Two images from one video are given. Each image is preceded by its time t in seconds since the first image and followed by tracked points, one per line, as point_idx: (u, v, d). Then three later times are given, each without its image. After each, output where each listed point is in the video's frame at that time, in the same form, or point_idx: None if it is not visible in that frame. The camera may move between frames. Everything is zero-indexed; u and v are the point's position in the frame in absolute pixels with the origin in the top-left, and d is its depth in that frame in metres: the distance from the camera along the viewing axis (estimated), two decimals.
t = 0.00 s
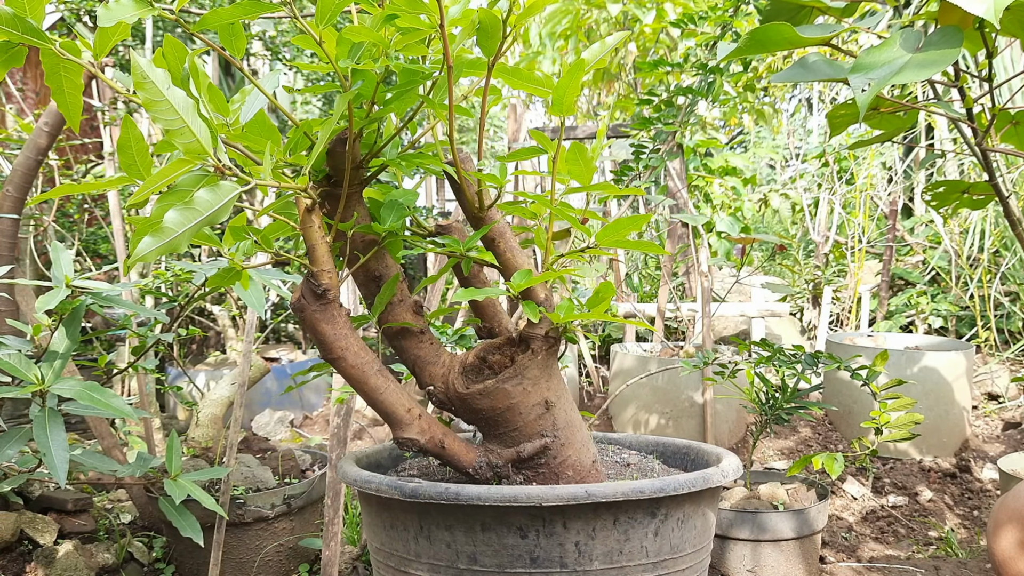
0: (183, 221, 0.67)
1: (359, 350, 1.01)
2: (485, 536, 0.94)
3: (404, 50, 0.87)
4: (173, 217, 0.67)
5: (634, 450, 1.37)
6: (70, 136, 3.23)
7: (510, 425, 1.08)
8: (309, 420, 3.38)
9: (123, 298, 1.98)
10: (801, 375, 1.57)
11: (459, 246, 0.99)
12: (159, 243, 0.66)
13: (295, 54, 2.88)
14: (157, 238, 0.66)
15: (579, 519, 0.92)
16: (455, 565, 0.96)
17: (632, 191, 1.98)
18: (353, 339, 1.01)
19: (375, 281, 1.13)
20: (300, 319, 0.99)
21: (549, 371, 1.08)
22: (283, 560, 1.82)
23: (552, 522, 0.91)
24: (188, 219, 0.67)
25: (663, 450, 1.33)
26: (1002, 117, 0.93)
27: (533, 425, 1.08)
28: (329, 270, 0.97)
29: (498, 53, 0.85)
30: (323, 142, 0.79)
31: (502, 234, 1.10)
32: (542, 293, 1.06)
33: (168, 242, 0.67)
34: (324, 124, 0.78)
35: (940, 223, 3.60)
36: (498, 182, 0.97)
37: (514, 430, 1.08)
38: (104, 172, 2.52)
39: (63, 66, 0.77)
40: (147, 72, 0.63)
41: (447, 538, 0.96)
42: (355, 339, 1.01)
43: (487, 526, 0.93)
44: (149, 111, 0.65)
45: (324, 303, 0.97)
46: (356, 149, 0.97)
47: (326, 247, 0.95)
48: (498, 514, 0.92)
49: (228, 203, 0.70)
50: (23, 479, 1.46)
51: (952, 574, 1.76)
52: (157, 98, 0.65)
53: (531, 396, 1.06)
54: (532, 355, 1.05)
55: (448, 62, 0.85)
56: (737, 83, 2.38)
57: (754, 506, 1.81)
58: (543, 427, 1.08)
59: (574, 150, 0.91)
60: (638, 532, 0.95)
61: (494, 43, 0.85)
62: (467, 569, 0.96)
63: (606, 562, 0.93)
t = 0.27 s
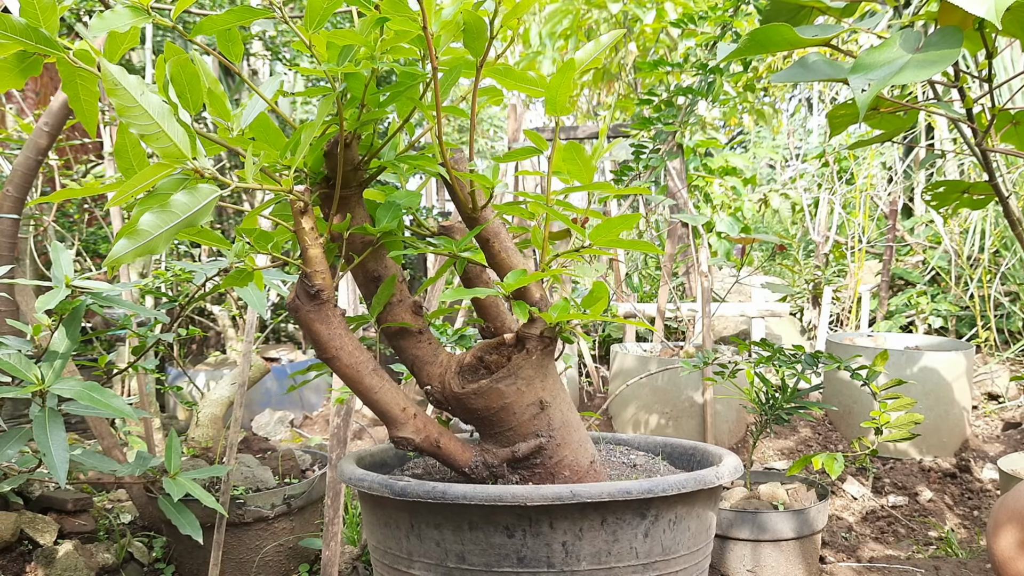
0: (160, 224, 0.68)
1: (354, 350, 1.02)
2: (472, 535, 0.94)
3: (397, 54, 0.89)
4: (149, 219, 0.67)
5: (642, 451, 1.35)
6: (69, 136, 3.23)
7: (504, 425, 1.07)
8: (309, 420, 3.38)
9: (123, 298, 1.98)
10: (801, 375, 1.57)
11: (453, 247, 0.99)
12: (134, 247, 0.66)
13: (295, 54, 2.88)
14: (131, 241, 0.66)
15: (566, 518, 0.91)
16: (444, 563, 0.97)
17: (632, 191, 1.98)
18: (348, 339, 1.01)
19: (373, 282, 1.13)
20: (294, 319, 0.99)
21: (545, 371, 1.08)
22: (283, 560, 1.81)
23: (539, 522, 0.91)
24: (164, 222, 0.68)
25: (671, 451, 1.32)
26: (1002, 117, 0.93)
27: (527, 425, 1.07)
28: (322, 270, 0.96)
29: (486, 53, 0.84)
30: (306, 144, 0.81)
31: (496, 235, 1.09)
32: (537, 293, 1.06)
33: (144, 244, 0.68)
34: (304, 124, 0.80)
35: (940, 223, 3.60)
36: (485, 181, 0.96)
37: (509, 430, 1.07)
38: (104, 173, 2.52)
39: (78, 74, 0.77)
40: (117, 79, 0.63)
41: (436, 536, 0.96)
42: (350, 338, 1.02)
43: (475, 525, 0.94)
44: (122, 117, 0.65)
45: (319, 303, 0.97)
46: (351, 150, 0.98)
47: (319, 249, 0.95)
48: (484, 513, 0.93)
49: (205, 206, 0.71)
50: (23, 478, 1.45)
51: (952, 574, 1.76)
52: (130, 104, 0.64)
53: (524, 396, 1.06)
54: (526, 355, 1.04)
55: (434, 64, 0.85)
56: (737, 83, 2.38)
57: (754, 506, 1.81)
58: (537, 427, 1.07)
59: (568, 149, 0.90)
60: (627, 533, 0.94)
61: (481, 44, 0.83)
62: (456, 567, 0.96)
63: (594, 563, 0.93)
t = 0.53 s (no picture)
0: (129, 227, 0.73)
1: (347, 349, 1.02)
2: (457, 534, 0.95)
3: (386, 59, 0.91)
4: (119, 223, 0.72)
5: (651, 453, 1.33)
6: (69, 136, 3.23)
7: (497, 424, 1.07)
8: (309, 420, 3.38)
9: (123, 298, 1.98)
10: (801, 375, 1.57)
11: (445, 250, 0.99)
12: (104, 248, 0.72)
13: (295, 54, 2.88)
14: (100, 243, 0.72)
15: (548, 518, 0.91)
16: (431, 561, 0.98)
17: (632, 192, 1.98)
18: (343, 339, 1.01)
19: (372, 283, 1.14)
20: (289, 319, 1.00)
21: (538, 371, 1.06)
22: (283, 560, 1.82)
23: (521, 522, 0.92)
24: (131, 226, 0.73)
25: (679, 453, 1.29)
26: (1002, 117, 0.93)
27: (520, 425, 1.06)
28: (315, 272, 0.97)
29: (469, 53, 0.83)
30: (288, 147, 0.83)
31: (490, 235, 1.08)
32: (531, 293, 1.05)
33: (118, 246, 0.73)
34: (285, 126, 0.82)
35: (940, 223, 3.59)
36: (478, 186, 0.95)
37: (503, 430, 1.07)
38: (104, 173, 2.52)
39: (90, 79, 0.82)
40: (87, 90, 0.67)
41: (423, 534, 0.97)
42: (344, 338, 1.02)
43: (459, 523, 0.94)
44: (95, 123, 0.70)
45: (312, 304, 0.97)
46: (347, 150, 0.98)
47: (311, 252, 0.96)
48: (468, 512, 0.93)
49: (180, 210, 0.76)
50: (23, 478, 1.45)
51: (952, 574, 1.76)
52: (101, 111, 0.69)
53: (517, 396, 1.05)
54: (519, 355, 1.04)
55: (418, 67, 0.86)
56: (737, 83, 2.38)
57: (754, 506, 1.81)
58: (531, 427, 1.06)
59: (562, 150, 0.90)
60: (612, 534, 0.93)
61: (463, 45, 0.83)
62: (442, 566, 0.97)
63: (578, 564, 0.93)
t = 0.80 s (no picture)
0: (114, 230, 0.74)
1: (345, 349, 1.02)
2: (446, 533, 0.96)
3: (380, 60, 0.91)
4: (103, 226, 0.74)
5: (659, 454, 1.32)
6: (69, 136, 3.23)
7: (493, 424, 1.07)
8: (309, 420, 3.38)
9: (123, 298, 1.98)
10: (801, 375, 1.57)
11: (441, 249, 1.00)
12: (89, 251, 0.73)
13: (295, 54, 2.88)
14: (86, 246, 0.73)
15: (536, 518, 0.91)
16: (422, 559, 0.99)
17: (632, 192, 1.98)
18: (340, 338, 1.02)
19: (371, 283, 1.15)
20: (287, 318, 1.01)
21: (533, 371, 1.06)
22: (283, 560, 1.82)
23: (508, 522, 0.92)
24: (116, 230, 0.74)
25: (686, 454, 1.28)
26: (1002, 117, 0.93)
27: (515, 425, 1.06)
28: (312, 273, 0.98)
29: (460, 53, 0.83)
30: (275, 152, 0.84)
31: (485, 235, 1.07)
32: (526, 294, 1.03)
33: (102, 248, 0.75)
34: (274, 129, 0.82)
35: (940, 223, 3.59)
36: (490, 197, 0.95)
37: (498, 430, 1.07)
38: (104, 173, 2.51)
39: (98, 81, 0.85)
40: (70, 97, 0.67)
41: (414, 533, 0.98)
42: (341, 338, 1.02)
43: (448, 523, 0.95)
44: (79, 128, 0.70)
45: (309, 304, 0.98)
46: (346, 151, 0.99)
47: (307, 255, 0.97)
48: (456, 511, 0.94)
49: (165, 212, 0.78)
50: (24, 478, 1.45)
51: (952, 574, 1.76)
52: (85, 117, 0.69)
53: (511, 395, 1.05)
54: (513, 355, 1.04)
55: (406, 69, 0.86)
56: (737, 83, 2.38)
57: (754, 506, 1.81)
58: (526, 427, 1.06)
59: (560, 149, 0.90)
60: (601, 535, 0.93)
61: (453, 47, 0.83)
62: (433, 564, 0.98)
63: (566, 564, 0.93)
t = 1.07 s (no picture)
0: (105, 233, 0.75)
1: (343, 349, 1.02)
2: (439, 532, 0.96)
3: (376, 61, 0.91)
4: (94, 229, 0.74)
5: (663, 454, 1.32)
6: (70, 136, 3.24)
7: (490, 424, 1.06)
8: (309, 420, 3.38)
9: (123, 298, 1.98)
10: (801, 375, 1.57)
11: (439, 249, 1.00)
12: (80, 253, 0.74)
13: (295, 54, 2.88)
14: (77, 248, 0.74)
15: (527, 518, 0.92)
16: (417, 558, 0.99)
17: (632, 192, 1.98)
18: (339, 338, 1.02)
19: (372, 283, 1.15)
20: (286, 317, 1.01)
21: (531, 371, 1.06)
22: (283, 560, 1.82)
23: (500, 521, 0.92)
24: (107, 232, 0.75)
25: (690, 455, 1.27)
26: (1002, 117, 0.93)
27: (512, 425, 1.06)
28: (310, 273, 0.99)
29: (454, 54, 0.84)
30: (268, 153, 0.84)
31: (482, 235, 1.07)
32: (523, 293, 1.04)
33: (93, 249, 0.75)
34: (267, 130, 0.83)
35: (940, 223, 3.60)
36: (491, 197, 0.96)
37: (495, 429, 1.07)
38: (104, 173, 2.52)
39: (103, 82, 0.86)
40: (61, 102, 0.68)
41: (409, 532, 0.99)
42: (340, 338, 1.02)
43: (442, 522, 0.95)
44: (70, 132, 0.70)
45: (307, 304, 0.99)
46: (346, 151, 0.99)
47: (305, 256, 0.97)
48: (449, 511, 0.94)
49: (157, 214, 0.78)
50: (24, 478, 1.45)
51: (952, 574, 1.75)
52: (75, 121, 0.70)
53: (508, 395, 1.05)
54: (510, 355, 1.04)
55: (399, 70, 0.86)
56: (737, 83, 2.38)
57: (754, 506, 1.81)
58: (524, 427, 1.06)
59: (558, 150, 0.90)
60: (594, 535, 0.92)
61: (447, 48, 0.84)
62: (428, 564, 0.99)
63: (558, 564, 0.93)
